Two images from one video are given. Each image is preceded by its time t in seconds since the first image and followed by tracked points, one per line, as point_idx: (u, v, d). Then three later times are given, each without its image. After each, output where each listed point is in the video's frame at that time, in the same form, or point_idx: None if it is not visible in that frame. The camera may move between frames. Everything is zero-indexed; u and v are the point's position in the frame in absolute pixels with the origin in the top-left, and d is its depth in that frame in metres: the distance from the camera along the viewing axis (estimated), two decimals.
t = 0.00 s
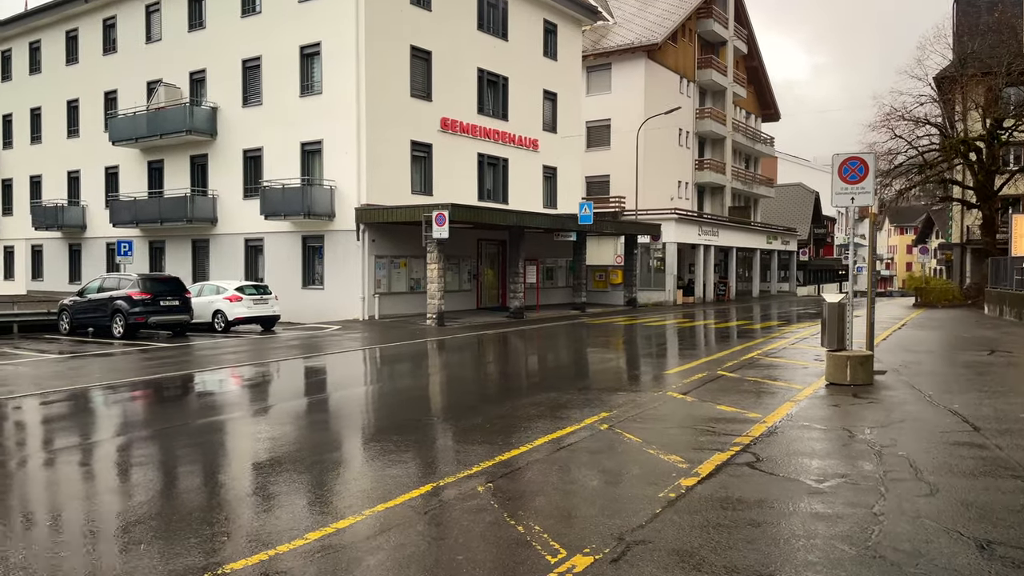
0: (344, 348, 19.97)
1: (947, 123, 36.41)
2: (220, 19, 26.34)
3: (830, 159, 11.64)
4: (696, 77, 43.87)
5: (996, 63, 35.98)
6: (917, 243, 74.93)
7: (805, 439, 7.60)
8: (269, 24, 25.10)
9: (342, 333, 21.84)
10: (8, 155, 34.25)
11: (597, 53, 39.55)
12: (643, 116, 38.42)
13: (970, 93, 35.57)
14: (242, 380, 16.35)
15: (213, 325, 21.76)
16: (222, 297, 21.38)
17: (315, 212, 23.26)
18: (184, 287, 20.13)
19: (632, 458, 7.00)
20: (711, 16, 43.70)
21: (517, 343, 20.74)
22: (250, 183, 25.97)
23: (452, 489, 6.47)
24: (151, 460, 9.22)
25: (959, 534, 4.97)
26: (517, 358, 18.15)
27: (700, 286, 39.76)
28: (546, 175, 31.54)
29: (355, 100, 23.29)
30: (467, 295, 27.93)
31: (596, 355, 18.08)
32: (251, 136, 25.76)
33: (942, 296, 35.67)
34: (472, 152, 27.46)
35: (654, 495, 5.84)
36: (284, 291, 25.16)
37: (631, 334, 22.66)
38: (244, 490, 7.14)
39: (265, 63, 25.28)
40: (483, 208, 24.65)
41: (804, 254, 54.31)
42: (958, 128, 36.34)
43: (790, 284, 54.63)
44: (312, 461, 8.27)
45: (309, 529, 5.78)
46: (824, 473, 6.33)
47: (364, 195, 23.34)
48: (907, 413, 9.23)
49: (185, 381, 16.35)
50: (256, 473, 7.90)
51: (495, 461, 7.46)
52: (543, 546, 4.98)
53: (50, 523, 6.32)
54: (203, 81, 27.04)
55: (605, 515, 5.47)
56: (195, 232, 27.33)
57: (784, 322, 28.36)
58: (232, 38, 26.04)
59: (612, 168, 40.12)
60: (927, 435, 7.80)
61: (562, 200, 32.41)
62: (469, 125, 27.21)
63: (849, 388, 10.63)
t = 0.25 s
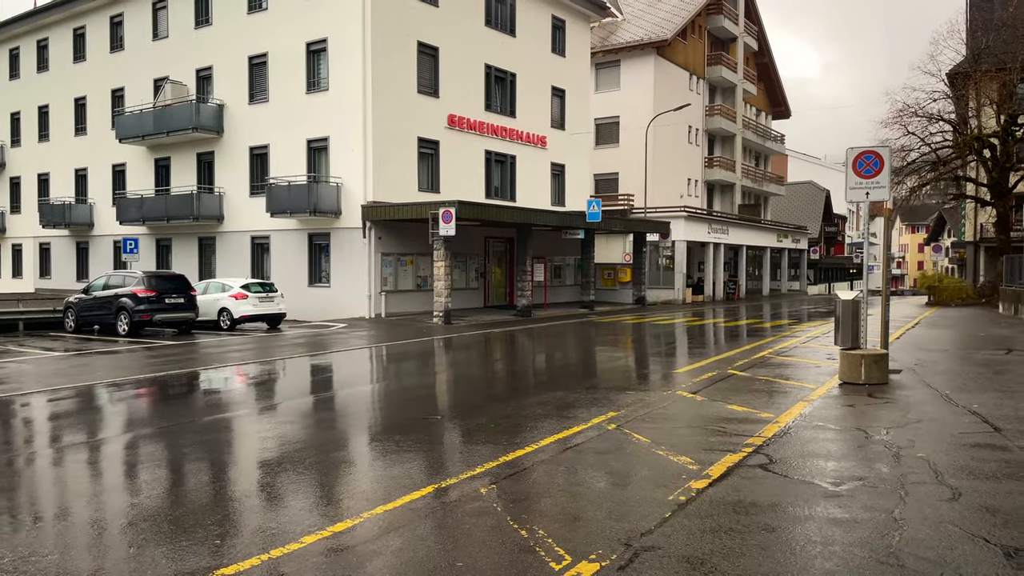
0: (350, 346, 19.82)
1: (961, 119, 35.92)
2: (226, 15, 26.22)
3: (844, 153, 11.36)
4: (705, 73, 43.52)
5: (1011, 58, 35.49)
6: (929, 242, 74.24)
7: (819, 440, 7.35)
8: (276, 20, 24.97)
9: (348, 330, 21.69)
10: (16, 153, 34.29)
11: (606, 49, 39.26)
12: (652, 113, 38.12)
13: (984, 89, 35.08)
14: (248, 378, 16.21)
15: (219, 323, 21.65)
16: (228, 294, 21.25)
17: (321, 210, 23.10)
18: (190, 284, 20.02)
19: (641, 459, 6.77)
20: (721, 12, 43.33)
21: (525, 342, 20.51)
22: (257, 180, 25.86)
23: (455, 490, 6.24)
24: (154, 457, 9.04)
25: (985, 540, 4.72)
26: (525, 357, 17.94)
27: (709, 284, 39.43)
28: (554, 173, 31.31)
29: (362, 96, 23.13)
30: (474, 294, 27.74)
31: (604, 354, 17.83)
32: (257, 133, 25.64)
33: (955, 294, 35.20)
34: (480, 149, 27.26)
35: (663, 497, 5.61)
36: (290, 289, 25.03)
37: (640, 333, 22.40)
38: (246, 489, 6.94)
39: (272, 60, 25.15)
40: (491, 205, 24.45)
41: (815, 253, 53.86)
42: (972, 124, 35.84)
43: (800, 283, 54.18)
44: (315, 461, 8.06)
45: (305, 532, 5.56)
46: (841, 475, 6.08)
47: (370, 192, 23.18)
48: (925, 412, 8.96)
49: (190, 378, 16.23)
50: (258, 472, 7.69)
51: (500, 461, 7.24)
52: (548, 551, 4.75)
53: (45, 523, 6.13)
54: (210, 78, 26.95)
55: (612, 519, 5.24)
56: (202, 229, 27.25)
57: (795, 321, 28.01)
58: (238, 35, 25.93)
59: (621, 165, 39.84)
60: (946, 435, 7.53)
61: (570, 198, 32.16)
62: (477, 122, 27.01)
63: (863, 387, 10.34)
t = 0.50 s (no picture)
0: (353, 345, 19.64)
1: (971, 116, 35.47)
2: (229, 12, 26.06)
3: (855, 148, 11.10)
4: (712, 70, 43.17)
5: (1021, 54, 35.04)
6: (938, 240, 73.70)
7: (831, 443, 7.10)
8: (279, 16, 24.79)
9: (351, 329, 21.52)
10: (20, 151, 34.24)
11: (611, 46, 38.97)
12: (658, 110, 37.82)
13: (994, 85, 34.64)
14: (250, 377, 16.04)
15: (221, 321, 21.49)
16: (230, 293, 21.09)
17: (324, 207, 22.91)
18: (191, 283, 19.87)
19: (646, 464, 6.53)
20: (728, 9, 42.98)
21: (529, 341, 20.29)
22: (260, 178, 25.70)
23: (454, 495, 6.00)
24: (151, 458, 8.85)
25: (1009, 553, 4.46)
26: (529, 356, 17.72)
27: (716, 283, 39.13)
28: (559, 170, 31.07)
29: (365, 93, 22.92)
30: (478, 292, 27.53)
31: (609, 353, 17.60)
32: (260, 130, 25.47)
33: (965, 293, 34.80)
34: (484, 146, 27.04)
35: (670, 505, 5.37)
36: (293, 288, 24.87)
37: (645, 331, 22.16)
38: (242, 493, 6.74)
39: (275, 57, 24.97)
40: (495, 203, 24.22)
41: (822, 251, 53.47)
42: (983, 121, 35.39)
43: (808, 282, 53.80)
44: (313, 463, 7.85)
45: (296, 540, 5.34)
46: (855, 481, 5.83)
47: (373, 190, 22.98)
48: (940, 414, 8.70)
49: (191, 377, 16.07)
50: (255, 475, 7.49)
51: (501, 464, 7.01)
52: (548, 564, 4.52)
53: (35, 527, 5.94)
54: (213, 75, 26.80)
55: (616, 528, 5.00)
56: (205, 227, 27.12)
57: (802, 320, 27.72)
58: (241, 32, 25.76)
59: (627, 163, 39.56)
60: (963, 438, 7.26)
61: (575, 195, 31.92)
62: (481, 119, 26.78)
63: (875, 388, 10.07)
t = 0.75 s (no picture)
0: (356, 345, 19.48)
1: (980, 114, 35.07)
2: (231, 10, 25.90)
3: (864, 145, 10.85)
4: (718, 68, 42.85)
5: None
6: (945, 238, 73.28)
7: (843, 449, 6.87)
8: (281, 14, 24.62)
9: (354, 329, 21.34)
10: (23, 150, 34.17)
11: (616, 44, 38.71)
12: (664, 108, 37.54)
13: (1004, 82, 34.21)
14: (251, 377, 15.88)
15: (223, 321, 21.34)
16: (231, 293, 20.95)
17: (326, 206, 22.73)
18: (193, 282, 19.73)
19: (652, 472, 6.31)
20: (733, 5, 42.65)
21: (534, 341, 20.09)
22: (262, 176, 25.54)
23: (454, 505, 5.80)
24: (148, 461, 8.67)
25: None
26: (533, 356, 17.52)
27: (721, 282, 38.86)
28: (563, 168, 30.84)
29: (367, 91, 22.73)
30: (482, 291, 27.33)
31: (614, 353, 17.39)
32: (262, 128, 25.31)
33: (974, 292, 34.46)
34: (487, 144, 26.82)
35: (678, 517, 5.16)
36: (296, 287, 24.72)
37: (650, 331, 21.95)
38: (238, 500, 6.55)
39: (277, 55, 24.80)
40: (499, 201, 24.01)
41: (828, 250, 53.12)
42: (992, 119, 34.97)
43: (814, 280, 53.46)
44: (312, 468, 7.66)
45: (289, 552, 5.13)
46: (870, 491, 5.60)
47: (376, 189, 22.79)
48: (954, 417, 8.45)
49: (193, 378, 15.92)
50: (253, 481, 7.30)
51: (501, 471, 6.80)
52: None
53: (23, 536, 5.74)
54: (215, 73, 26.66)
55: (622, 543, 4.78)
56: (207, 226, 26.98)
57: (808, 319, 27.45)
58: (243, 29, 25.58)
59: (632, 161, 39.29)
60: (980, 445, 7.02)
61: (580, 194, 31.69)
62: (485, 117, 26.56)
63: (886, 391, 9.81)
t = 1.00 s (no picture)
0: (358, 342, 19.30)
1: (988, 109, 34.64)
2: (233, 5, 25.72)
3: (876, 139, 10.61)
4: (723, 64, 42.55)
5: None
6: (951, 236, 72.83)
7: (857, 451, 6.65)
8: (283, 9, 24.43)
9: (356, 327, 21.16)
10: (25, 147, 34.05)
11: (621, 40, 38.43)
12: (668, 104, 37.28)
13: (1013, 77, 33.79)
14: (253, 375, 15.71)
15: (224, 318, 21.18)
16: (233, 290, 20.80)
17: (328, 203, 22.55)
18: (194, 280, 19.58)
19: (660, 473, 6.09)
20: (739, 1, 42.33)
21: (538, 338, 19.89)
22: (264, 173, 25.37)
23: (455, 508, 5.59)
24: (145, 460, 8.48)
25: None
26: (537, 354, 17.33)
27: (727, 279, 38.61)
28: (568, 165, 30.62)
29: (370, 86, 22.54)
30: (485, 289, 27.13)
31: (619, 351, 17.18)
32: (264, 125, 25.14)
33: (982, 290, 34.11)
34: (491, 140, 26.60)
35: (688, 522, 4.95)
36: (298, 284, 24.54)
37: (655, 329, 21.74)
38: (234, 503, 6.35)
39: (279, 50, 24.62)
40: (502, 198, 23.79)
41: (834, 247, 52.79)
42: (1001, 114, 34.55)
43: (819, 278, 53.15)
44: (311, 469, 7.46)
45: (283, 559, 4.92)
46: (888, 495, 5.39)
47: (379, 185, 22.60)
48: (971, 416, 8.22)
49: (194, 376, 15.76)
50: (251, 482, 7.10)
51: (504, 472, 6.59)
52: None
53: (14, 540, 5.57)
54: (217, 69, 26.49)
55: (631, 549, 4.57)
56: (209, 223, 26.83)
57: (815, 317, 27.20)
58: (246, 25, 25.41)
59: (636, 158, 39.04)
60: (998, 446, 6.79)
61: (584, 191, 31.46)
62: (488, 113, 26.35)
63: (899, 390, 9.57)
